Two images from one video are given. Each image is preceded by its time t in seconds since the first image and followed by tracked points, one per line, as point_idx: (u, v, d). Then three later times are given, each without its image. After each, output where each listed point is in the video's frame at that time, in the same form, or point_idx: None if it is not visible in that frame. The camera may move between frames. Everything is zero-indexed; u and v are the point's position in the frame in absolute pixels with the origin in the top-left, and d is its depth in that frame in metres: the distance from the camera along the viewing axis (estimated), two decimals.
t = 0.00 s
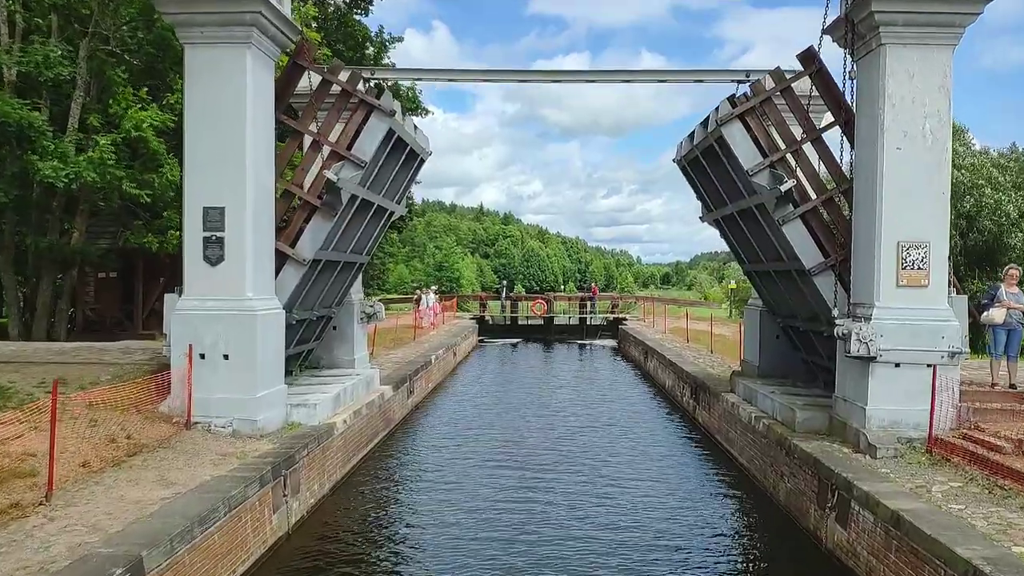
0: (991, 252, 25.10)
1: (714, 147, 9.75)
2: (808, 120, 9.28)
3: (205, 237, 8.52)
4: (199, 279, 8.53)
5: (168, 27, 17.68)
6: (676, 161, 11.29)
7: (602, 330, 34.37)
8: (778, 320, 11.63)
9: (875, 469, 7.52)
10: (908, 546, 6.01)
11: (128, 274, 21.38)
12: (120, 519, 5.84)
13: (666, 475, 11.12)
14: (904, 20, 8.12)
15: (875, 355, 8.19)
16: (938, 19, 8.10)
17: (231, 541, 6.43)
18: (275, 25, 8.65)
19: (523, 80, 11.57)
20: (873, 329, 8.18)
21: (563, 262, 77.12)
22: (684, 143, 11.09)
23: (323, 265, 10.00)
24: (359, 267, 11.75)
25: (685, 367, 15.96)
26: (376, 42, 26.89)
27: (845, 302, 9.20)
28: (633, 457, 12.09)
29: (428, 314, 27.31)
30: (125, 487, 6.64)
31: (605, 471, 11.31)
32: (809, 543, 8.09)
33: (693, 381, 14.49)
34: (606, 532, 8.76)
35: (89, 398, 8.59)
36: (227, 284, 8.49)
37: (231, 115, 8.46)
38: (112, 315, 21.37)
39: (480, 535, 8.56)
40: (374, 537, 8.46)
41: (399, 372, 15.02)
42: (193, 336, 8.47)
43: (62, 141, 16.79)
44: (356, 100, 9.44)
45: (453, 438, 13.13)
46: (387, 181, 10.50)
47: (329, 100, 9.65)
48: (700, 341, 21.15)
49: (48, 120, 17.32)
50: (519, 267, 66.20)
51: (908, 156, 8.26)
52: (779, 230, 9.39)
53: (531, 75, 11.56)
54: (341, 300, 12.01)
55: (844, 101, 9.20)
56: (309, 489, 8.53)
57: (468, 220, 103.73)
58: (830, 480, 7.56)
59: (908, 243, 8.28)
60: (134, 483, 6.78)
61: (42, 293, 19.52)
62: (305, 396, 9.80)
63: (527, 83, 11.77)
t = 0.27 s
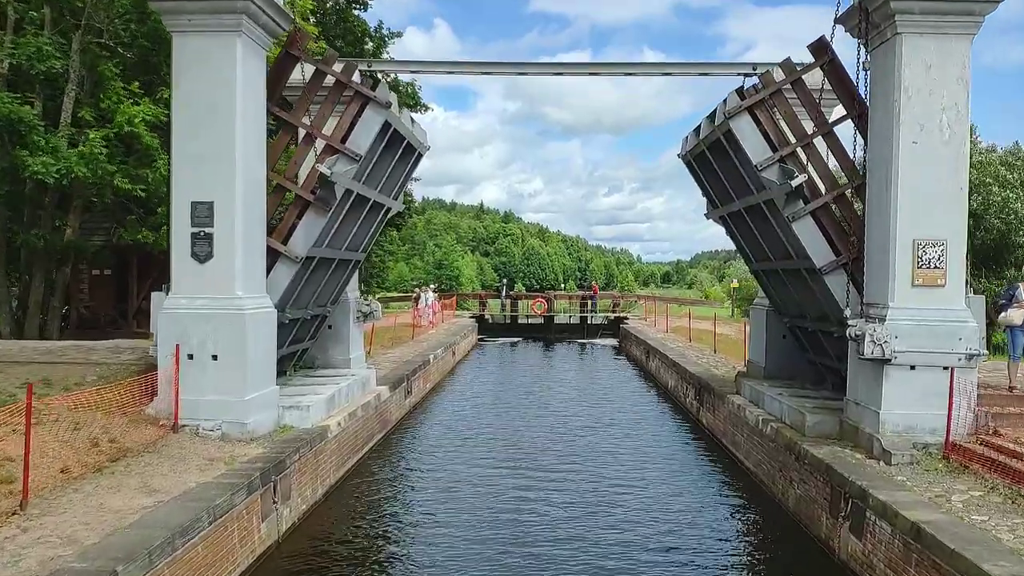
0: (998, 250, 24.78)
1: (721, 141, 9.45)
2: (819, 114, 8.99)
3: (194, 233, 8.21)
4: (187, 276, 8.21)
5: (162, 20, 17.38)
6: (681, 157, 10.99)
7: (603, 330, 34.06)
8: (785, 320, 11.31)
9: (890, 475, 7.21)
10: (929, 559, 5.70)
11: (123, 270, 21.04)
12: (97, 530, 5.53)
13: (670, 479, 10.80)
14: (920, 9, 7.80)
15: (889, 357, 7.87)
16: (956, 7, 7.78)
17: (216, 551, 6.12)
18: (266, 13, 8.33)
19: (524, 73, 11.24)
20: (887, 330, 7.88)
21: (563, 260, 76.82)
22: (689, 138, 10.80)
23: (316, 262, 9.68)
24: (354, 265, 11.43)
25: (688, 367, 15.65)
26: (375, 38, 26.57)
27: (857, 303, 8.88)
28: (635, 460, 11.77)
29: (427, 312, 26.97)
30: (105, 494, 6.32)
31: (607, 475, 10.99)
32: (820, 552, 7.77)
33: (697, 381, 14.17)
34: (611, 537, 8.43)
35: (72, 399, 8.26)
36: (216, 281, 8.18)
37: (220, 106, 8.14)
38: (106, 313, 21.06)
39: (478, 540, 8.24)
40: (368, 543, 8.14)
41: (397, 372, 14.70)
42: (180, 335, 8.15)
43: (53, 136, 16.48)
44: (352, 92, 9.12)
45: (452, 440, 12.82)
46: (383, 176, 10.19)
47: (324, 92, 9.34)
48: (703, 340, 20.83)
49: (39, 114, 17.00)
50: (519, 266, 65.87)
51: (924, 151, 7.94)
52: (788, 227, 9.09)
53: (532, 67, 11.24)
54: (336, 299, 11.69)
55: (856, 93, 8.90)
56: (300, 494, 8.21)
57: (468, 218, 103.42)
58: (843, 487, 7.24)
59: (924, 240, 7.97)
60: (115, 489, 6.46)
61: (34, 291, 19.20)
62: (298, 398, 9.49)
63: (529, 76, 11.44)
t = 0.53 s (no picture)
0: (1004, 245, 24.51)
1: (726, 132, 9.20)
2: (828, 105, 8.74)
3: (183, 228, 7.97)
4: (176, 271, 7.97)
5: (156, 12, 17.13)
6: (685, 150, 10.75)
7: (604, 325, 33.82)
8: (791, 316, 11.07)
9: (903, 477, 6.96)
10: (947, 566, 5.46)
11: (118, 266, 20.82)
12: (76, 537, 5.29)
13: (674, 478, 10.57)
14: None
15: (901, 354, 7.63)
16: None
17: (204, 557, 5.88)
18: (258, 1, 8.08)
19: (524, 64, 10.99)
20: (899, 326, 7.64)
21: (564, 256, 76.57)
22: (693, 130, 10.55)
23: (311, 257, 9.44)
24: (351, 260, 11.19)
25: (691, 363, 15.40)
26: (374, 31, 26.31)
27: (866, 299, 8.64)
28: (638, 458, 11.53)
29: (426, 308, 26.75)
30: (88, 498, 6.09)
31: (609, 474, 10.75)
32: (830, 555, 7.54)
33: (700, 378, 13.93)
34: (614, 539, 8.19)
35: (58, 399, 8.03)
36: (206, 277, 7.94)
37: (211, 97, 7.89)
38: (101, 310, 20.83)
39: (477, 542, 8.00)
40: (365, 545, 7.90)
41: (395, 369, 14.47)
42: (170, 333, 7.91)
43: (45, 130, 16.24)
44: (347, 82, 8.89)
45: (450, 438, 12.58)
46: (379, 169, 9.95)
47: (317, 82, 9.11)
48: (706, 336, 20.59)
49: (32, 108, 16.77)
50: (519, 262, 65.67)
51: (937, 141, 7.70)
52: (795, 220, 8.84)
53: (532, 58, 10.99)
54: (332, 295, 11.45)
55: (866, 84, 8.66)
56: (293, 496, 7.96)
57: (468, 214, 103.17)
58: (854, 489, 7.00)
59: (936, 234, 7.72)
60: (99, 492, 6.21)
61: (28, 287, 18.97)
62: (292, 396, 9.24)
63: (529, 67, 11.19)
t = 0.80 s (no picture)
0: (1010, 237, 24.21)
1: (733, 121, 8.91)
2: (838, 92, 8.45)
3: (172, 220, 7.69)
4: (164, 266, 7.69)
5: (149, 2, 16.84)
6: (690, 140, 10.46)
7: (606, 319, 33.56)
8: (798, 310, 10.80)
9: (920, 479, 6.69)
10: None
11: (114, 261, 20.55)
12: (53, 548, 5.01)
13: (679, 477, 10.31)
14: None
15: (915, 350, 7.35)
16: None
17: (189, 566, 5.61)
18: None
19: (525, 52, 10.70)
20: (913, 321, 7.36)
21: (565, 249, 76.30)
22: (697, 121, 10.27)
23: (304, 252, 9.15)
24: (347, 254, 10.92)
25: (694, 359, 15.14)
26: (372, 23, 26.00)
27: (879, 292, 8.35)
28: (642, 456, 11.27)
29: (426, 302, 26.49)
30: (68, 504, 5.82)
31: (611, 473, 10.50)
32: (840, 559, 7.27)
33: (705, 373, 13.67)
34: (619, 541, 7.92)
35: (42, 398, 7.76)
36: (195, 271, 7.66)
37: (199, 85, 7.61)
38: (97, 305, 20.56)
39: (476, 545, 7.73)
40: (361, 547, 7.63)
41: (393, 364, 14.20)
42: (157, 330, 7.63)
43: (37, 123, 15.95)
44: (341, 71, 8.60)
45: (450, 435, 12.31)
46: (374, 161, 9.66)
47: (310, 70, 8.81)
48: (709, 330, 20.32)
49: (23, 100, 16.47)
50: (520, 255, 65.46)
51: (952, 129, 7.40)
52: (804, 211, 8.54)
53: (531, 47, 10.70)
54: (328, 290, 11.18)
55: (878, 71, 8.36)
56: (287, 498, 7.69)
57: (469, 207, 102.92)
58: (869, 490, 6.73)
59: (952, 225, 7.44)
60: (81, 498, 5.94)
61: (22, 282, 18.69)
62: (286, 395, 8.94)
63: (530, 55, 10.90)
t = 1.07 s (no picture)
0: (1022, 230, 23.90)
1: (745, 108, 8.62)
2: (854, 79, 8.17)
3: (163, 212, 7.42)
4: (156, 259, 7.41)
5: None
6: (699, 128, 10.17)
7: (612, 313, 33.29)
8: (811, 303, 10.51)
9: (943, 480, 6.42)
10: None
11: (114, 254, 20.30)
12: (33, 556, 4.75)
13: (688, 474, 10.03)
14: None
15: (937, 346, 7.07)
16: None
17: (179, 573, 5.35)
18: None
19: (530, 38, 10.40)
20: (934, 315, 7.08)
21: (570, 242, 76.01)
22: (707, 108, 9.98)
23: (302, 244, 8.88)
24: (347, 246, 10.64)
25: (703, 353, 14.87)
26: (376, 14, 25.70)
27: (897, 285, 8.05)
28: (650, 453, 11.00)
29: (430, 296, 26.22)
30: (52, 507, 5.56)
31: (619, 470, 10.23)
32: (858, 562, 6.99)
33: (714, 368, 13.39)
34: (628, 543, 7.64)
35: (29, 395, 7.49)
36: (188, 264, 7.39)
37: (191, 72, 7.32)
38: (97, 299, 20.29)
39: (480, 547, 7.46)
40: (362, 548, 7.36)
41: (396, 359, 13.93)
42: (149, 325, 7.36)
43: (35, 113, 15.67)
44: (340, 57, 8.32)
45: (454, 432, 12.04)
46: (374, 150, 9.39)
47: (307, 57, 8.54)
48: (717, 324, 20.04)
49: (21, 91, 16.20)
50: (524, 248, 65.20)
51: (975, 115, 7.11)
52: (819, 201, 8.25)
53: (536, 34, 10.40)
54: (329, 283, 10.90)
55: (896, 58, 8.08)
56: (283, 499, 7.42)
57: (473, 200, 102.63)
58: (889, 492, 6.44)
59: (974, 216, 7.15)
60: (66, 500, 5.67)
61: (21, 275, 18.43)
62: (284, 392, 8.68)
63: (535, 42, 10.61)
